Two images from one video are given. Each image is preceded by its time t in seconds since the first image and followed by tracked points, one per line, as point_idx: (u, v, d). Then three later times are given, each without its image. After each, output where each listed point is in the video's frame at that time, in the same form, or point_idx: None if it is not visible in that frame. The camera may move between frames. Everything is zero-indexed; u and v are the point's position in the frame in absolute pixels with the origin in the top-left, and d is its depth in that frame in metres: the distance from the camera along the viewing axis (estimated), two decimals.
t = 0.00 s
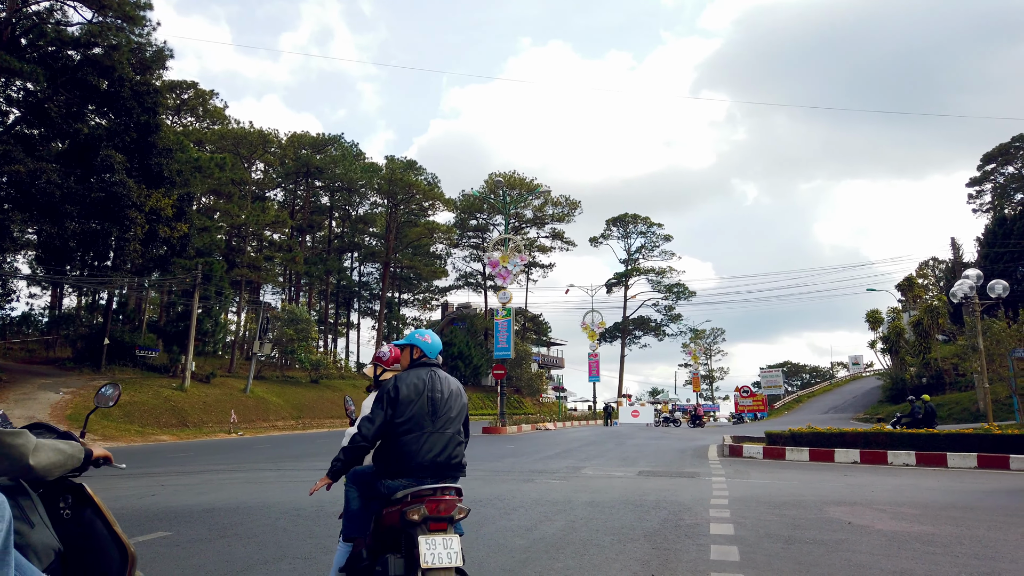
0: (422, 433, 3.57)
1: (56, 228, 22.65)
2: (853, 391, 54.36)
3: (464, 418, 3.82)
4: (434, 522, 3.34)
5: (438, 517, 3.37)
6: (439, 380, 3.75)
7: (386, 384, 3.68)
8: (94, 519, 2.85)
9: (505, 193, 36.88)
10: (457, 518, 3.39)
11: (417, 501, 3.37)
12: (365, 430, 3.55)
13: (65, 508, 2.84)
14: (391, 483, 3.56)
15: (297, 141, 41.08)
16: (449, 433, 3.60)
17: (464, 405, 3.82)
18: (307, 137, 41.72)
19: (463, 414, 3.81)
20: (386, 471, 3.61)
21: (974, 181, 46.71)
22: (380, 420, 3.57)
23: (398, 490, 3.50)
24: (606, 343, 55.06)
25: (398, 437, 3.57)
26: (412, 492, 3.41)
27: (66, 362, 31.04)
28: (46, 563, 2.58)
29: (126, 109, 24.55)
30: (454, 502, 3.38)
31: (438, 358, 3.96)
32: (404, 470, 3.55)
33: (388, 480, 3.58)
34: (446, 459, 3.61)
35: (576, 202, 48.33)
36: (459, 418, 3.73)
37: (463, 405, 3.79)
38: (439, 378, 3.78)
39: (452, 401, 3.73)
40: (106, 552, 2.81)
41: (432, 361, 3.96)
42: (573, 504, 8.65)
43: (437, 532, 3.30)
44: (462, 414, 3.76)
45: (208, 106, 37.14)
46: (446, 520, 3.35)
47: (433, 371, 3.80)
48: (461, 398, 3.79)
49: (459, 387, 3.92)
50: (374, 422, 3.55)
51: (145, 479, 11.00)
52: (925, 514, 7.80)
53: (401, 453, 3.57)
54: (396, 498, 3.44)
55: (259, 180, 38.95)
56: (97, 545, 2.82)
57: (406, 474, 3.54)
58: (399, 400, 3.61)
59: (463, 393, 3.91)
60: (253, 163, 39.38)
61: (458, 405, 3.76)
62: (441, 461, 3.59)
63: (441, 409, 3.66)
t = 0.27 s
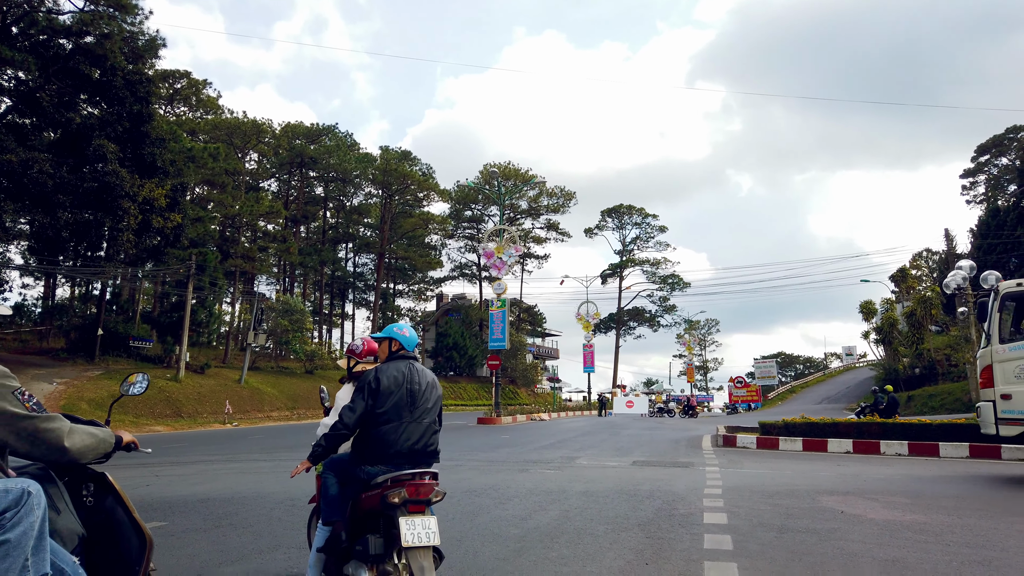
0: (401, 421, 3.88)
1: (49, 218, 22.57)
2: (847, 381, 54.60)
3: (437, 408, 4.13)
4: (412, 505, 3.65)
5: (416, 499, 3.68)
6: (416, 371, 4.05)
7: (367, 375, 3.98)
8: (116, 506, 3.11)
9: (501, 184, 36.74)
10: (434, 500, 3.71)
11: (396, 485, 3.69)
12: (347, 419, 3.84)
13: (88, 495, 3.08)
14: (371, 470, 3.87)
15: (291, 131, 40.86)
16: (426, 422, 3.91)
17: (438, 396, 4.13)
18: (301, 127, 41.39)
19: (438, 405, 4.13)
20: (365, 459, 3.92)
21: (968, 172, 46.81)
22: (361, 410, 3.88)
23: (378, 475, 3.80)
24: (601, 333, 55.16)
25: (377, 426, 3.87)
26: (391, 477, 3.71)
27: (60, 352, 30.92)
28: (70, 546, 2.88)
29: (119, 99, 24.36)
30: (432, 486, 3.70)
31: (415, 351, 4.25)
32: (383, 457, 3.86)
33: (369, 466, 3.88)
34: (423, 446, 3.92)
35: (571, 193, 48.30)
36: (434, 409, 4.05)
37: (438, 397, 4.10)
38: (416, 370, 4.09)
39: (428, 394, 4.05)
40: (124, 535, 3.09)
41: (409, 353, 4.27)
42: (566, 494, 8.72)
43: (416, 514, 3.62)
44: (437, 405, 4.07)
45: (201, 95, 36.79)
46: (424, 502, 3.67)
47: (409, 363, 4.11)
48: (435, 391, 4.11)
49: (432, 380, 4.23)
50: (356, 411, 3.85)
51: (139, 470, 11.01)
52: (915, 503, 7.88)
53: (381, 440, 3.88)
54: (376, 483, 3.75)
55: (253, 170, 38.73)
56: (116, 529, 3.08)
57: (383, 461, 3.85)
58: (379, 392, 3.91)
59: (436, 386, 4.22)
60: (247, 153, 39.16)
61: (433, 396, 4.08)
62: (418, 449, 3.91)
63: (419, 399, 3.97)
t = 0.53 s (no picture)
0: (371, 415, 4.29)
1: (38, 212, 22.36)
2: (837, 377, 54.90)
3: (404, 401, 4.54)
4: (382, 491, 4.06)
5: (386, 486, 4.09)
6: (384, 368, 4.46)
7: (339, 372, 4.38)
8: (124, 495, 3.48)
9: (493, 179, 36.65)
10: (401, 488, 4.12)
11: (367, 473, 4.09)
12: (322, 413, 4.24)
13: (98, 485, 3.44)
14: (343, 460, 4.26)
15: (283, 125, 40.69)
16: (393, 415, 4.33)
17: (405, 390, 4.54)
18: (293, 122, 41.15)
19: (405, 398, 4.54)
20: (337, 449, 4.31)
21: (958, 169, 47.09)
22: (335, 404, 4.28)
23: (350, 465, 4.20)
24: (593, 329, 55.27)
25: (348, 419, 4.28)
26: (363, 466, 4.11)
27: (49, 348, 30.69)
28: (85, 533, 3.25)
29: (109, 92, 24.27)
30: (401, 474, 4.11)
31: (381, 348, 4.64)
32: (354, 448, 4.27)
33: (342, 457, 4.27)
34: (391, 437, 4.34)
35: (564, 188, 48.36)
36: (400, 402, 4.46)
37: (404, 391, 4.52)
38: (384, 368, 4.51)
39: (395, 388, 4.47)
40: (132, 523, 3.48)
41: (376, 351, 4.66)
42: (558, 488, 8.76)
43: (386, 500, 4.03)
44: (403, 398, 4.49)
45: (192, 89, 36.50)
46: (392, 489, 4.08)
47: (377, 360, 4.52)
48: (401, 384, 4.52)
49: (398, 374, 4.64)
50: (330, 406, 4.25)
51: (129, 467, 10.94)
52: (903, 498, 7.95)
53: (353, 432, 4.28)
54: (348, 472, 4.15)
55: (244, 165, 38.56)
56: (124, 517, 3.47)
57: (354, 451, 4.26)
58: (349, 388, 4.31)
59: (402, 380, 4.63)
60: (238, 148, 38.97)
61: (400, 390, 4.49)
62: (386, 439, 4.32)
63: (387, 395, 4.40)
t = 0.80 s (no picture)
0: (337, 413, 4.48)
1: (24, 211, 22.06)
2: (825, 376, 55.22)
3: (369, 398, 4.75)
4: (355, 486, 4.31)
5: (358, 481, 4.34)
6: (348, 368, 4.65)
7: (303, 373, 4.53)
8: (135, 491, 3.62)
9: (483, 178, 36.57)
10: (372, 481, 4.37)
11: (339, 469, 4.31)
12: (289, 412, 4.41)
13: (105, 481, 3.59)
14: (314, 456, 4.44)
15: (273, 124, 40.41)
16: (359, 413, 4.53)
17: (369, 387, 4.75)
18: (283, 120, 40.97)
19: (370, 395, 4.74)
20: (306, 448, 4.49)
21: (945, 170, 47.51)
22: (300, 404, 4.44)
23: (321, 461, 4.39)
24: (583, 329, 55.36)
25: (316, 418, 4.46)
26: (335, 462, 4.33)
27: (35, 347, 30.38)
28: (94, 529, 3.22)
29: (96, 90, 23.98)
30: (371, 468, 4.36)
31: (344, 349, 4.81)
32: (323, 445, 4.46)
33: (311, 453, 4.46)
34: (359, 433, 4.55)
35: (554, 188, 48.46)
36: (367, 398, 4.67)
37: (368, 388, 4.72)
38: (347, 366, 4.70)
39: (360, 386, 4.66)
40: (137, 518, 3.60)
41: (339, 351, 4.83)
42: (548, 488, 8.76)
43: (358, 494, 4.27)
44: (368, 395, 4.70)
45: (181, 87, 36.22)
46: (364, 483, 4.32)
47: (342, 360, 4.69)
48: (365, 382, 4.73)
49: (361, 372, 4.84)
50: (296, 405, 4.41)
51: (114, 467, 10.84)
52: (893, 497, 7.99)
53: (321, 430, 4.46)
54: (321, 469, 4.36)
55: (233, 163, 38.32)
56: (130, 513, 3.59)
57: (323, 448, 4.45)
58: (316, 388, 4.48)
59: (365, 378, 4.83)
60: (227, 146, 38.75)
61: (364, 387, 4.69)
62: (355, 435, 4.53)
63: (352, 392, 4.59)
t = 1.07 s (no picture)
0: (317, 411, 4.63)
1: (20, 210, 21.87)
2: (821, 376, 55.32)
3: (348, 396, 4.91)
4: (337, 480, 4.49)
5: (340, 475, 4.53)
6: (327, 368, 4.80)
7: (283, 373, 4.70)
8: (145, 488, 3.64)
9: (480, 179, 36.52)
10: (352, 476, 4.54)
11: (322, 465, 4.48)
12: (268, 411, 4.57)
13: (116, 478, 3.61)
14: (296, 452, 4.61)
15: (269, 124, 40.32)
16: (339, 410, 4.69)
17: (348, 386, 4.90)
18: (279, 120, 40.89)
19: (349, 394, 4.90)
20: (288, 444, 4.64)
21: (940, 171, 47.72)
22: (279, 403, 4.61)
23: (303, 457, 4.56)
24: (580, 329, 55.39)
25: (296, 416, 4.61)
26: (317, 459, 4.50)
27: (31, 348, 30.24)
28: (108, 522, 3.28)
29: (92, 89, 23.85)
30: (352, 463, 4.55)
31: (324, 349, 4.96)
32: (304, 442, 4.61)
33: (294, 450, 4.62)
34: (339, 429, 4.71)
35: (551, 188, 48.49)
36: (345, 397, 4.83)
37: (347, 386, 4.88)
38: (325, 365, 4.84)
39: (338, 384, 4.82)
40: (147, 514, 3.61)
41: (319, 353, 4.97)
42: (545, 488, 8.77)
43: (341, 489, 4.44)
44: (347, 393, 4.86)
45: (177, 87, 36.09)
46: (345, 478, 4.50)
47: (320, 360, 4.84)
48: (343, 380, 4.88)
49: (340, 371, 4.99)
50: (275, 404, 4.58)
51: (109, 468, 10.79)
52: (889, 496, 8.02)
53: (302, 428, 4.61)
54: (303, 465, 4.52)
55: (229, 163, 38.28)
56: (140, 509, 3.60)
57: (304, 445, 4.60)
58: (296, 388, 4.64)
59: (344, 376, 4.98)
60: (224, 146, 38.72)
61: (343, 386, 4.85)
62: (336, 431, 4.69)
63: (332, 390, 4.76)
